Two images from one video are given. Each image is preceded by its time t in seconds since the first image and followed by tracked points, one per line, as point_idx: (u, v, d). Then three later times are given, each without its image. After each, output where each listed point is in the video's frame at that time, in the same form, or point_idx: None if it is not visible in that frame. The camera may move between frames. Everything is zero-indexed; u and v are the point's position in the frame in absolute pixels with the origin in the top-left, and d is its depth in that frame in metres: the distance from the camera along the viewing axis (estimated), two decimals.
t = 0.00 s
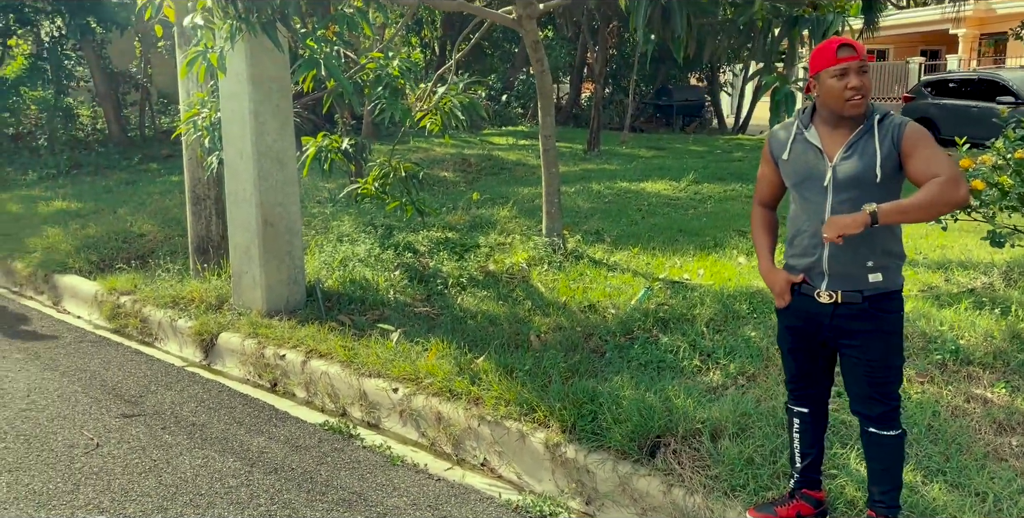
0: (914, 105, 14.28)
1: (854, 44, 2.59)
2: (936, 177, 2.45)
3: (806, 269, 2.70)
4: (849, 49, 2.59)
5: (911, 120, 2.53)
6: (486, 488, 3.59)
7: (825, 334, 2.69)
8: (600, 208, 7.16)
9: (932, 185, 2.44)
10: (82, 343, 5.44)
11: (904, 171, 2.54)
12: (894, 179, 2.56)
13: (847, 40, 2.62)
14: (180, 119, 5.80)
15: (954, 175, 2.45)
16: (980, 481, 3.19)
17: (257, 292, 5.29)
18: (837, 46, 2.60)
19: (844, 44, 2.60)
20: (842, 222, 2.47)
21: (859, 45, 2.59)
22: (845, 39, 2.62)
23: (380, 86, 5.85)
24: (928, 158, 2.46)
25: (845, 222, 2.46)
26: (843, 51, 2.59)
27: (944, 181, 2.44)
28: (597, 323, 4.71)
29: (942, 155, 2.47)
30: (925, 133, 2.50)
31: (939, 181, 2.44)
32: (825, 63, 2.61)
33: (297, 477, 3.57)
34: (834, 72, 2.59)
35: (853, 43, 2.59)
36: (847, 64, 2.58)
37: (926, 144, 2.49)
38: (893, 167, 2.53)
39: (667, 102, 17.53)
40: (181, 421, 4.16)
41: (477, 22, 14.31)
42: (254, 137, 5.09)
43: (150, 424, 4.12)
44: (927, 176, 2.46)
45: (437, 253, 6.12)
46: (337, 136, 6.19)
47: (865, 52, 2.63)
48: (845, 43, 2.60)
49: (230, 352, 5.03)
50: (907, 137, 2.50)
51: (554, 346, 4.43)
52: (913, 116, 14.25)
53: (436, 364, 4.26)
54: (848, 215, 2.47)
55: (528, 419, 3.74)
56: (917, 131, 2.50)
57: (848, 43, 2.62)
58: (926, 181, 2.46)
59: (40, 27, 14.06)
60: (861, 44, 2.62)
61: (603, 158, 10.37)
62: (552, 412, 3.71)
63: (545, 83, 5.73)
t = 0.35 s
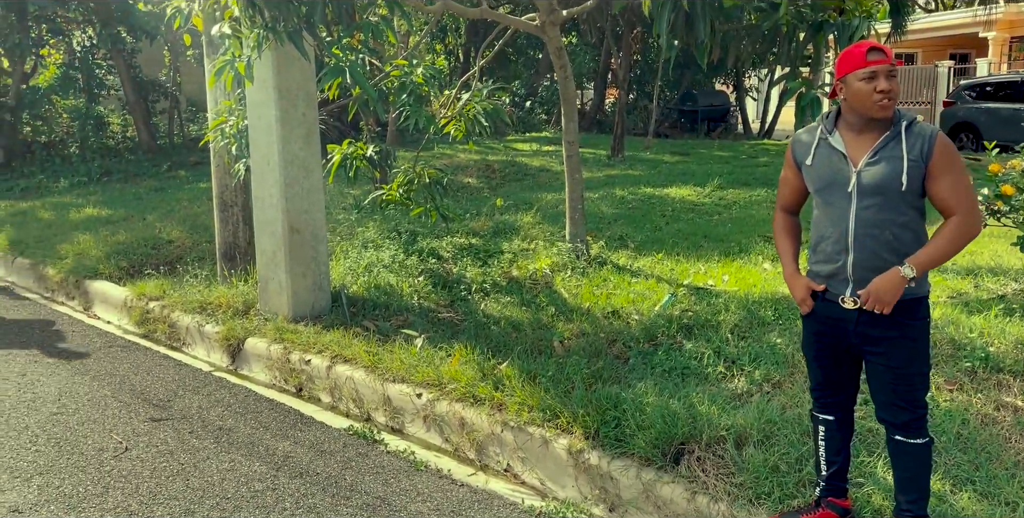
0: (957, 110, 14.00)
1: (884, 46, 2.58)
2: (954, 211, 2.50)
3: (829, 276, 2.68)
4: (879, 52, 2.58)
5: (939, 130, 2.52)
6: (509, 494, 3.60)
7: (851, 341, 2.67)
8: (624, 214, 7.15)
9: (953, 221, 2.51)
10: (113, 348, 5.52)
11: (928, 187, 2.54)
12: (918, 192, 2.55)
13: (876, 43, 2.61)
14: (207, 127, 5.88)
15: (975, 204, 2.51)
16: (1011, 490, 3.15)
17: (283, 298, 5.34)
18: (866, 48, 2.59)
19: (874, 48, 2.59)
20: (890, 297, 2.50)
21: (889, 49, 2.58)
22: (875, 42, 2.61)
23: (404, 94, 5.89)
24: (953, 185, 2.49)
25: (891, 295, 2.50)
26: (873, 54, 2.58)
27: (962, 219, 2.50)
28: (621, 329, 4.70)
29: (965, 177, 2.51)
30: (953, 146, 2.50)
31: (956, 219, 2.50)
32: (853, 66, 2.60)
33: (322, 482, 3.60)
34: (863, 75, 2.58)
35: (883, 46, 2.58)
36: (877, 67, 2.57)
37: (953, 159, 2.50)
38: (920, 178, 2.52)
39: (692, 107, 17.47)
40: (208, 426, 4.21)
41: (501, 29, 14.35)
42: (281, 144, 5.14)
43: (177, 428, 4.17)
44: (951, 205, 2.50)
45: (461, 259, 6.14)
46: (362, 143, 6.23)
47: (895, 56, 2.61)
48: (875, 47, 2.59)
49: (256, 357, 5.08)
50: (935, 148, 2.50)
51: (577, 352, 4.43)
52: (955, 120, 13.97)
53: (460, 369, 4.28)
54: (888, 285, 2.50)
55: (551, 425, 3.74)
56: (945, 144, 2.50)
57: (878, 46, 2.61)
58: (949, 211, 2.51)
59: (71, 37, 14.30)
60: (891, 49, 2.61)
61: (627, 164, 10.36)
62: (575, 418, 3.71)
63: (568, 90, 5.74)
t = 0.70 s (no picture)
0: (989, 115, 13.95)
1: (913, 53, 2.57)
2: (981, 222, 2.50)
3: (854, 283, 2.65)
4: (907, 58, 2.56)
5: (968, 139, 2.51)
6: (529, 501, 3.59)
7: (876, 348, 2.64)
8: (645, 220, 7.13)
9: (979, 234, 2.51)
10: (137, 353, 5.57)
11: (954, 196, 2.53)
12: (946, 199, 2.53)
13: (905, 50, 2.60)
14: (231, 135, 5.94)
15: (1001, 215, 2.52)
16: None
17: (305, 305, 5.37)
18: (895, 55, 2.58)
19: (902, 54, 2.58)
20: (911, 306, 2.48)
21: (918, 55, 2.57)
22: (903, 49, 2.59)
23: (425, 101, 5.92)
24: (980, 195, 2.49)
25: (913, 305, 2.48)
26: (902, 60, 2.56)
27: (988, 233, 2.50)
28: (642, 335, 4.68)
29: (992, 186, 2.50)
30: (981, 154, 2.49)
31: (982, 232, 2.50)
32: (882, 72, 2.58)
33: (343, 487, 3.61)
34: (891, 81, 2.56)
35: (912, 52, 2.57)
36: (906, 73, 2.55)
37: (981, 168, 2.49)
38: (948, 185, 2.50)
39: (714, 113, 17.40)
40: (231, 431, 4.24)
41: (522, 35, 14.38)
42: (304, 152, 5.18)
43: (201, 433, 4.21)
44: (977, 216, 2.50)
45: (482, 266, 6.15)
46: (384, 150, 6.25)
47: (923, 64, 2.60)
48: (903, 53, 2.58)
49: (279, 363, 5.11)
50: (963, 156, 2.48)
51: (597, 358, 4.42)
52: (987, 125, 13.92)
53: (481, 375, 4.28)
54: (911, 296, 2.48)
55: (572, 432, 3.73)
56: (974, 152, 2.49)
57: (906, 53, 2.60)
58: (975, 222, 2.51)
59: (98, 46, 14.50)
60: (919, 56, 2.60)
61: (648, 170, 10.33)
62: (596, 425, 3.70)
63: (589, 96, 5.75)
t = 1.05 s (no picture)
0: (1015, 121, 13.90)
1: (931, 58, 2.55)
2: (996, 224, 2.46)
3: (873, 289, 2.64)
4: (926, 63, 2.55)
5: (987, 142, 2.49)
6: (546, 507, 3.59)
7: (896, 354, 2.62)
8: (662, 226, 7.12)
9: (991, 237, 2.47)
10: (157, 358, 5.62)
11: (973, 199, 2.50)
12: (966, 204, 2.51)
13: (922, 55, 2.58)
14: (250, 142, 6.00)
15: (1017, 216, 2.47)
16: None
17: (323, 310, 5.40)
18: (913, 60, 2.56)
19: (921, 59, 2.56)
20: (921, 312, 2.47)
21: (936, 60, 2.55)
22: (921, 54, 2.58)
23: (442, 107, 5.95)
24: (997, 197, 2.45)
25: (925, 311, 2.46)
26: (920, 65, 2.54)
27: (1003, 234, 2.46)
28: (659, 342, 4.67)
29: (1009, 188, 2.47)
30: (1001, 157, 2.47)
31: (997, 235, 2.45)
32: (900, 78, 2.57)
33: (360, 492, 3.62)
34: (911, 86, 2.55)
35: (930, 57, 2.55)
36: (925, 79, 2.54)
37: (1000, 171, 2.47)
38: (968, 189, 2.48)
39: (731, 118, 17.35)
40: (249, 436, 4.26)
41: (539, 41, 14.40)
42: (321, 158, 5.21)
43: (219, 438, 4.24)
44: (991, 219, 2.46)
45: (498, 271, 6.16)
46: (400, 157, 6.27)
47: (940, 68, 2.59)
48: (921, 58, 2.56)
49: (297, 368, 5.14)
50: (983, 160, 2.46)
51: (614, 364, 4.41)
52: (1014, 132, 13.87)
53: (497, 381, 4.28)
54: (920, 301, 2.46)
55: (588, 438, 3.72)
56: (993, 155, 2.47)
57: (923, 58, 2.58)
58: (990, 224, 2.47)
59: (120, 55, 14.66)
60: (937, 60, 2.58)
61: (665, 176, 10.31)
62: (612, 431, 3.69)
63: (605, 102, 5.75)
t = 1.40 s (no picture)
0: None
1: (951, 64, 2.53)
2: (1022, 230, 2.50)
3: (883, 295, 2.63)
4: (947, 69, 2.53)
5: (1003, 148, 2.49)
6: (558, 512, 3.59)
7: (907, 359, 2.60)
8: (674, 231, 7.11)
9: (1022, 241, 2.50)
10: (172, 363, 5.67)
11: (990, 205, 2.51)
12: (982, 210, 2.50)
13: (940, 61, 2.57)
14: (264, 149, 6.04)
15: None
16: None
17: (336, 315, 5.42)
18: (934, 66, 2.54)
19: (940, 65, 2.54)
20: (972, 320, 2.45)
21: (955, 66, 2.54)
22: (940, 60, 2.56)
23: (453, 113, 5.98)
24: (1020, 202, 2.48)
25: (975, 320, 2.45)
26: (941, 71, 2.53)
27: None
28: (671, 347, 4.66)
29: None
30: (1017, 164, 2.48)
31: None
32: (920, 84, 2.54)
33: (372, 497, 3.64)
34: (932, 92, 2.52)
35: (950, 64, 2.54)
36: (946, 85, 2.52)
37: (1016, 177, 2.48)
38: (984, 196, 2.47)
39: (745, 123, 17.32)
40: (262, 440, 4.28)
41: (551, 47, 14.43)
42: (334, 163, 5.24)
43: (232, 443, 4.26)
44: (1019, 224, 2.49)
45: (510, 276, 6.18)
46: (413, 162, 6.30)
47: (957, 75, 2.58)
48: (941, 64, 2.54)
49: (310, 373, 5.16)
50: (999, 166, 2.47)
51: (625, 369, 4.40)
52: None
53: (508, 386, 4.29)
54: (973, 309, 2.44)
55: (599, 443, 3.72)
56: (1009, 162, 2.48)
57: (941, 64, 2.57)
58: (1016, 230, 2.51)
59: (136, 62, 14.79)
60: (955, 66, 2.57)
61: (678, 181, 10.30)
62: (624, 436, 3.69)
63: (617, 107, 5.76)
